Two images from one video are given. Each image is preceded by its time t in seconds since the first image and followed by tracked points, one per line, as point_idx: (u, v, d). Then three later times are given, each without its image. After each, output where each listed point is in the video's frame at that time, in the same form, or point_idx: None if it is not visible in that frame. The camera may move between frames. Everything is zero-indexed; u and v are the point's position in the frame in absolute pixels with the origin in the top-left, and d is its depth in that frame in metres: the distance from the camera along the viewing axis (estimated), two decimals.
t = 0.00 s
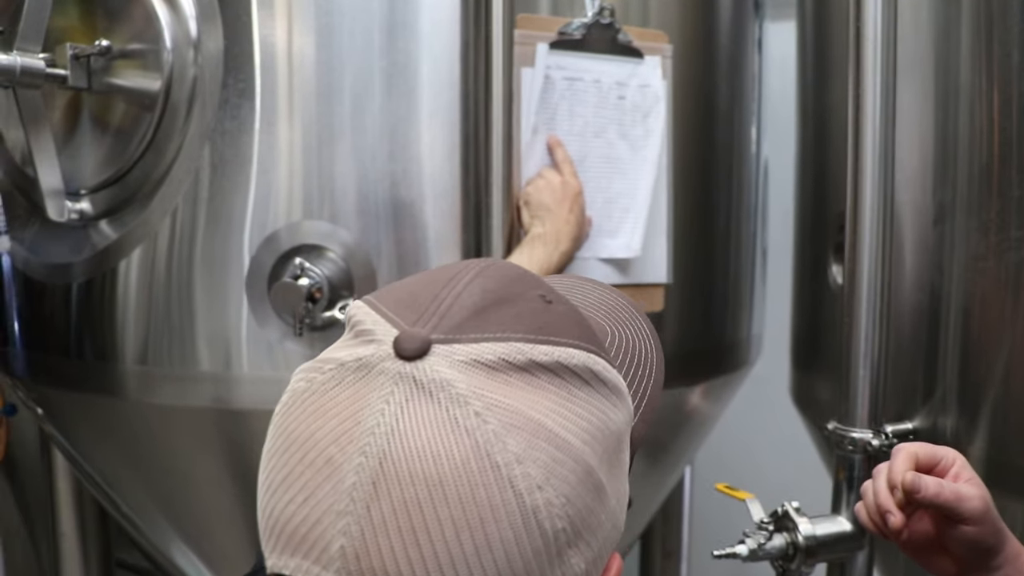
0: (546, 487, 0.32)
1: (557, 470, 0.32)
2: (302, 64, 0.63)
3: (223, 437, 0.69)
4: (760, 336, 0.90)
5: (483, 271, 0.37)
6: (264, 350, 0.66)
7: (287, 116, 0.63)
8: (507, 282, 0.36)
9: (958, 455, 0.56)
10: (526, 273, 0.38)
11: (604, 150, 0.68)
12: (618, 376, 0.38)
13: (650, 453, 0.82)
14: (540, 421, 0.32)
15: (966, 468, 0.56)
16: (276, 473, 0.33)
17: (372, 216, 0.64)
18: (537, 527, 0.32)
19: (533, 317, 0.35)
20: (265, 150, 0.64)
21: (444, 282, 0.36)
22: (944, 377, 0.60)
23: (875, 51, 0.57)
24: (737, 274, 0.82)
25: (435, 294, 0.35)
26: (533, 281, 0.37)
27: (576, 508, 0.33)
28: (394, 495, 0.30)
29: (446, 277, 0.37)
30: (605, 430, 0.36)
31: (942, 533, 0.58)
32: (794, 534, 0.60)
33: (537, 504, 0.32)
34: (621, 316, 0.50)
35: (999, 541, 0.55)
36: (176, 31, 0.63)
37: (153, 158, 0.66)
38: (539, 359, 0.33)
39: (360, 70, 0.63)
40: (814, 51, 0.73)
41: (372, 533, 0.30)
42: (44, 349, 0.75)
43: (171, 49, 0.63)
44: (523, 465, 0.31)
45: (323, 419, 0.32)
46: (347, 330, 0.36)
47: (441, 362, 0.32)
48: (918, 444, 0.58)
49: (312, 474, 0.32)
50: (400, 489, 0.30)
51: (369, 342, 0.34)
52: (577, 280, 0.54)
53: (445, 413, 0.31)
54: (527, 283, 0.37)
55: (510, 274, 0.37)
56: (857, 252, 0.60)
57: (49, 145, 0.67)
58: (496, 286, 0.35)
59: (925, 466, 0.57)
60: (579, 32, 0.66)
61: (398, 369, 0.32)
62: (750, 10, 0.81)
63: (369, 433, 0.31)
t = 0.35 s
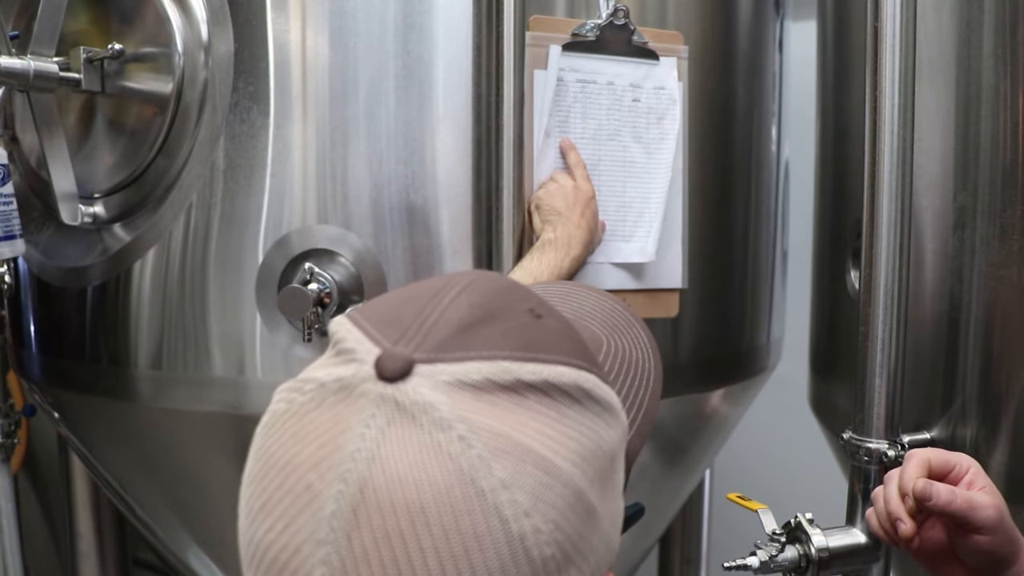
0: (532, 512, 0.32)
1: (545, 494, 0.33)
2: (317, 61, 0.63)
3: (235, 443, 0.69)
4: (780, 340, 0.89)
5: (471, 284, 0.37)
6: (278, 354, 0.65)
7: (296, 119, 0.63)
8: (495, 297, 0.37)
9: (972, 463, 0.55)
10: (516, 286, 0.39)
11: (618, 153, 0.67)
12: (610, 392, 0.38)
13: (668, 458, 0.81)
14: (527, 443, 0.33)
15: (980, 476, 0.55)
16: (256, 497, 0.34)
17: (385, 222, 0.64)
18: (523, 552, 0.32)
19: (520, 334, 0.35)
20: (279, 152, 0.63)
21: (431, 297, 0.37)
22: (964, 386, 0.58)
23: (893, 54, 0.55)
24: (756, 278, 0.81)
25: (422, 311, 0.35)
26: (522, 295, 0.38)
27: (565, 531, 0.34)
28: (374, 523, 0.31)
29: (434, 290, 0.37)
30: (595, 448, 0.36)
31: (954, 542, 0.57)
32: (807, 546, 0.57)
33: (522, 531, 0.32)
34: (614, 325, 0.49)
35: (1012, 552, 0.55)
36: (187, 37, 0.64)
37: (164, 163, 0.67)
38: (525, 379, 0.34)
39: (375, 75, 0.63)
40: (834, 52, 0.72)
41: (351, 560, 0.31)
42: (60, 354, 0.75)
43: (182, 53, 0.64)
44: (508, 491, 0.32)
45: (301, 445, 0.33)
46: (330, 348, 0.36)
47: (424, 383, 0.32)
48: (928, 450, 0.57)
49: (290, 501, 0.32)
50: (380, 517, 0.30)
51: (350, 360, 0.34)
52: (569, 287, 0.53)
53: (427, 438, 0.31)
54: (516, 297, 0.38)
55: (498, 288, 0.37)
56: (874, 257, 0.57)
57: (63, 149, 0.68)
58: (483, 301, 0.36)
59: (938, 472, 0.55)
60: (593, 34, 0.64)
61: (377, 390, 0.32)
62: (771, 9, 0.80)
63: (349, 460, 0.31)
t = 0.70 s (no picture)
0: (494, 528, 0.34)
1: (506, 509, 0.35)
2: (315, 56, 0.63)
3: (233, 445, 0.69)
4: (781, 342, 0.89)
5: (434, 295, 0.38)
6: (276, 357, 0.66)
7: (291, 123, 0.63)
8: (457, 308, 0.38)
9: (956, 466, 0.55)
10: (480, 294, 0.40)
11: (611, 155, 0.67)
12: (573, 401, 0.40)
13: (669, 459, 0.81)
14: (488, 459, 0.35)
15: (964, 479, 0.55)
16: (224, 512, 0.36)
17: (383, 221, 0.64)
18: (483, 564, 0.34)
19: (483, 347, 0.37)
20: (278, 151, 0.63)
21: (393, 309, 0.38)
22: (955, 391, 0.58)
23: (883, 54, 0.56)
24: (755, 279, 0.80)
25: (386, 325, 0.37)
26: (485, 305, 0.39)
27: (528, 540, 0.36)
28: (337, 538, 0.33)
29: (398, 300, 0.38)
30: (558, 459, 0.38)
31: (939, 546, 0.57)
32: (794, 550, 0.57)
33: (482, 544, 0.34)
34: (582, 328, 0.50)
35: (995, 556, 0.54)
36: (184, 41, 0.65)
37: (162, 166, 0.68)
38: (488, 394, 0.36)
39: (372, 76, 0.63)
40: (831, 52, 0.72)
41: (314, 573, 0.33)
42: (63, 355, 0.76)
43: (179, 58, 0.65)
44: (469, 508, 0.34)
45: (266, 462, 0.35)
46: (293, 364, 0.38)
47: (385, 400, 0.34)
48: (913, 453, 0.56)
49: (257, 517, 0.34)
50: (343, 533, 0.33)
51: (313, 376, 0.36)
52: (540, 285, 0.53)
53: (389, 459, 0.33)
54: (480, 307, 0.39)
55: (461, 300, 0.39)
56: (864, 258, 0.58)
57: (63, 152, 0.69)
58: (446, 314, 0.37)
59: (921, 476, 0.55)
60: (587, 36, 0.65)
61: (340, 407, 0.34)
62: (771, 8, 0.80)
63: (311, 478, 0.33)
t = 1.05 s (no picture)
0: (443, 542, 0.35)
1: (455, 524, 0.36)
2: (310, 57, 0.64)
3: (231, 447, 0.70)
4: (777, 345, 0.89)
5: (388, 311, 0.39)
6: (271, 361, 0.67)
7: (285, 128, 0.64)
8: (411, 325, 0.39)
9: (925, 473, 0.54)
10: (436, 309, 0.41)
11: (600, 161, 0.68)
12: (528, 414, 0.41)
13: (665, 460, 0.81)
14: (436, 476, 0.36)
15: (933, 487, 0.54)
16: (188, 524, 0.37)
17: (378, 226, 0.65)
18: None
19: (435, 365, 0.38)
20: (275, 153, 0.64)
21: (348, 327, 0.39)
22: (936, 398, 0.59)
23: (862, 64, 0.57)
24: (749, 282, 0.81)
25: (340, 343, 0.38)
26: (440, 320, 0.40)
27: (477, 553, 0.37)
28: (292, 553, 0.34)
29: (353, 317, 0.40)
30: (509, 472, 0.39)
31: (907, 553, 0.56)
32: (773, 554, 0.57)
33: (431, 557, 0.35)
34: (541, 332, 0.52)
35: (962, 563, 0.54)
36: (180, 48, 0.67)
37: (158, 172, 0.69)
38: (438, 412, 0.37)
39: (367, 81, 0.64)
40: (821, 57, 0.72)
41: None
42: (64, 358, 0.77)
43: (174, 65, 0.66)
44: (419, 524, 0.35)
45: (225, 478, 0.36)
46: (253, 381, 0.39)
47: (339, 419, 0.35)
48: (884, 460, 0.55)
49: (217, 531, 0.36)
50: (297, 548, 0.34)
51: (270, 395, 0.37)
52: (502, 291, 0.54)
53: (343, 477, 0.35)
54: (434, 322, 0.40)
55: (415, 315, 0.40)
56: (845, 262, 0.59)
57: (63, 158, 0.70)
58: (399, 332, 0.38)
59: (891, 484, 0.54)
60: (575, 42, 0.66)
61: (296, 426, 0.35)
62: (765, 11, 0.80)
63: (268, 495, 0.35)
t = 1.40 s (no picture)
0: (389, 538, 0.37)
1: (401, 522, 0.37)
2: (309, 61, 0.65)
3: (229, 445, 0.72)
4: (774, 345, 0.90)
5: (344, 317, 0.41)
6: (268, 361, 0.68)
7: (284, 132, 0.66)
8: (365, 330, 0.40)
9: (890, 468, 0.55)
10: (393, 313, 0.42)
11: (588, 164, 0.69)
12: (480, 416, 0.42)
13: (661, 458, 0.82)
14: (383, 475, 0.37)
15: (897, 481, 0.55)
16: (152, 516, 0.39)
17: (376, 229, 0.66)
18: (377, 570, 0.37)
19: (385, 369, 0.39)
20: (274, 153, 0.66)
21: (305, 331, 0.40)
22: (915, 399, 0.60)
23: (839, 65, 0.60)
24: (742, 282, 0.81)
25: (296, 348, 0.40)
26: (393, 326, 0.41)
27: (422, 549, 0.38)
28: (247, 547, 0.36)
29: (311, 322, 0.41)
30: (457, 472, 0.40)
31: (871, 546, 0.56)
32: (752, 551, 0.58)
33: (376, 553, 0.36)
34: (505, 334, 0.54)
35: (924, 557, 0.54)
36: (177, 54, 0.68)
37: (157, 174, 0.70)
38: (385, 414, 0.38)
39: (363, 84, 0.65)
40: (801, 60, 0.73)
41: None
42: (68, 357, 0.79)
43: (172, 70, 0.68)
44: (365, 521, 0.36)
45: (186, 474, 0.38)
46: (218, 382, 0.41)
47: (292, 421, 0.37)
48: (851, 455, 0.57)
49: (177, 523, 0.38)
50: (252, 543, 0.36)
51: (229, 397, 0.39)
52: (467, 291, 0.57)
53: (294, 475, 0.36)
54: (387, 328, 0.41)
55: (370, 320, 0.41)
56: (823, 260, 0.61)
57: (65, 161, 0.72)
58: (353, 336, 0.40)
59: (856, 477, 0.55)
60: (563, 46, 0.67)
61: (253, 427, 0.37)
62: (758, 12, 0.80)
63: (224, 491, 0.36)
